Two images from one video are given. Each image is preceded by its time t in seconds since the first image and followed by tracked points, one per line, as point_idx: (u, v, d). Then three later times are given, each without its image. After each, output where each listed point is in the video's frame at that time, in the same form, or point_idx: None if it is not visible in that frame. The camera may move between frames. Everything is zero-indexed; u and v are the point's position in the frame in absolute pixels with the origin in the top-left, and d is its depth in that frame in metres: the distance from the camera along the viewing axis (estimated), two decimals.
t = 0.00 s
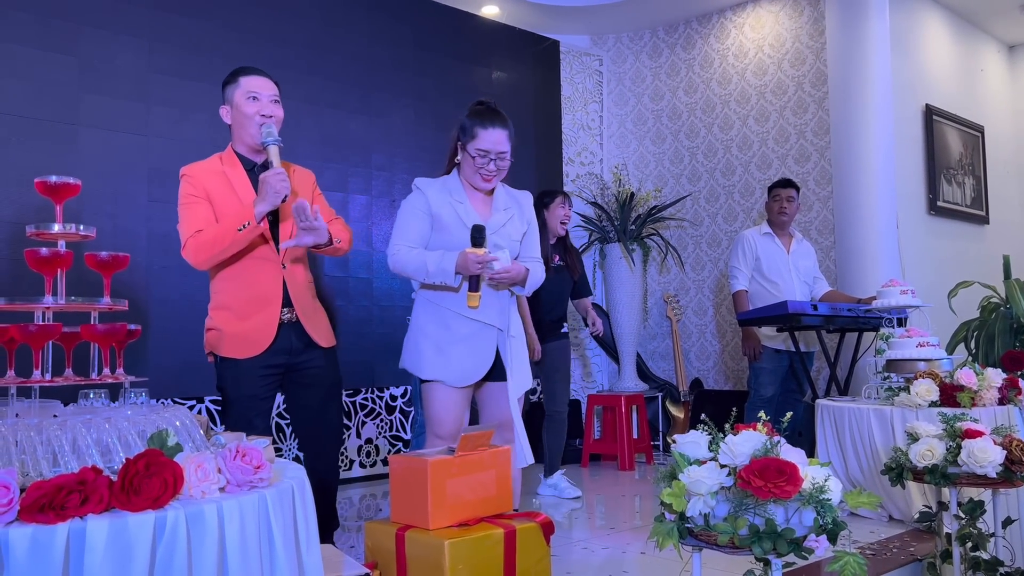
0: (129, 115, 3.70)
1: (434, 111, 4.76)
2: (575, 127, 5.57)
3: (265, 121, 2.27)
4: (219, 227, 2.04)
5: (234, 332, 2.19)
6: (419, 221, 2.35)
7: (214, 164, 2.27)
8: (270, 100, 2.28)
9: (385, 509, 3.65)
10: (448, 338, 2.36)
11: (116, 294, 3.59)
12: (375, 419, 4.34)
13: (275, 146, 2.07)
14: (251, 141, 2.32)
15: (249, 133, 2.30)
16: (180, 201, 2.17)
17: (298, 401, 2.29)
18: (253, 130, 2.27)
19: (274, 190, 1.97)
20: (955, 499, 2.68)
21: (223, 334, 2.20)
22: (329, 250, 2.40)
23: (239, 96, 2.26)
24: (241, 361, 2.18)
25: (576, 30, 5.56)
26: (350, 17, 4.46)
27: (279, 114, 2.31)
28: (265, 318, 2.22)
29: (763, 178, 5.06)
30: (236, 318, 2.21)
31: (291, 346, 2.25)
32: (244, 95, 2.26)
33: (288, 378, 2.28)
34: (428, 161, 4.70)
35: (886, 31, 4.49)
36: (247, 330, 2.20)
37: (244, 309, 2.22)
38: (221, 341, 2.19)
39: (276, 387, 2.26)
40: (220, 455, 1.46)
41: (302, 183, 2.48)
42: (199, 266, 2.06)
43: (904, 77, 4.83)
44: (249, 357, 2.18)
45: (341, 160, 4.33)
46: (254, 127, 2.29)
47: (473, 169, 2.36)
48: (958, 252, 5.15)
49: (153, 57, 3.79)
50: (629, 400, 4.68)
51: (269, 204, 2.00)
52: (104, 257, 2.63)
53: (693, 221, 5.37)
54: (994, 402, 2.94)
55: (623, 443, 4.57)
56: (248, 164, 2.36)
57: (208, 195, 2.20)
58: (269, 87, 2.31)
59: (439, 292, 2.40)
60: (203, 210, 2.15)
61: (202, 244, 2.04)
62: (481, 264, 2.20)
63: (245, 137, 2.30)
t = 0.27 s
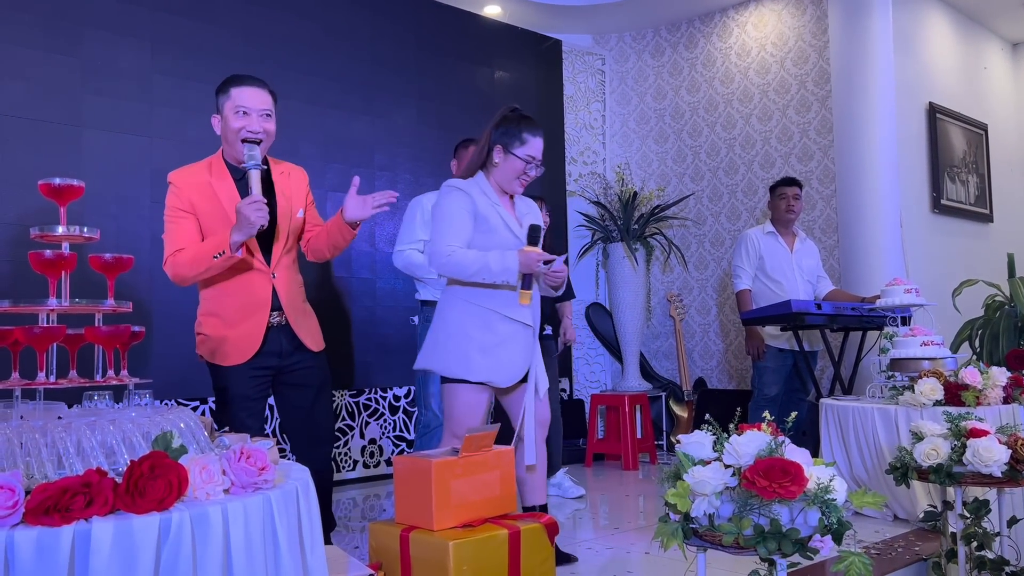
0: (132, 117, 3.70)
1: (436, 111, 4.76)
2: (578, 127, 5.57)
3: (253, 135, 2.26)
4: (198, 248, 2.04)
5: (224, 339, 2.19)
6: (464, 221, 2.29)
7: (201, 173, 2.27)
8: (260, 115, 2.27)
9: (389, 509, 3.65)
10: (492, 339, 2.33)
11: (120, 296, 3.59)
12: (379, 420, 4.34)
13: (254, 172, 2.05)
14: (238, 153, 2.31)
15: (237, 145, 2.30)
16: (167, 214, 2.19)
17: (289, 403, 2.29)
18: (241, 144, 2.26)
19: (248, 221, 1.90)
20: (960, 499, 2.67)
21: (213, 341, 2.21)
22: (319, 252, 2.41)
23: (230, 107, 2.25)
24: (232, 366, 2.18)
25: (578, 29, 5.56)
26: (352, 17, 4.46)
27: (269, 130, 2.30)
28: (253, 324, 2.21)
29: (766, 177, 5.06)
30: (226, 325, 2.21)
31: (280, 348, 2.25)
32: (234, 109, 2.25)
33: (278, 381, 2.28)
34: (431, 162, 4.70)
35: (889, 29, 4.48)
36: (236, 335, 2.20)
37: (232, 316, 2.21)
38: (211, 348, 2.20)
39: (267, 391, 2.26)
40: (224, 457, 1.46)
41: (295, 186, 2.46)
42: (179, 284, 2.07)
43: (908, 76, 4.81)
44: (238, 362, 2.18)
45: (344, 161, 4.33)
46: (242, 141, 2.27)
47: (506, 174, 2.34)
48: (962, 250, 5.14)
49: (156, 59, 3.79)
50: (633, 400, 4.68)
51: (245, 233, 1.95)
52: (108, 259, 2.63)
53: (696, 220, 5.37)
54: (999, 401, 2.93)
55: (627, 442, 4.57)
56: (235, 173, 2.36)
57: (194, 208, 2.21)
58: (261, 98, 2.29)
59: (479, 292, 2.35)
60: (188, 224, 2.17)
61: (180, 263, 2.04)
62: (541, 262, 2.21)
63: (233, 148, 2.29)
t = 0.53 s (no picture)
0: (137, 119, 3.71)
1: (440, 112, 4.77)
2: (582, 126, 5.57)
3: (263, 138, 2.29)
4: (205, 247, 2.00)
5: (228, 340, 2.19)
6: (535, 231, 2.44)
7: (210, 174, 2.28)
8: (270, 118, 2.30)
9: (394, 509, 3.65)
10: (562, 343, 2.45)
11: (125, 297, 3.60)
12: (384, 420, 4.35)
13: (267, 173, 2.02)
14: (248, 154, 2.34)
15: (246, 147, 2.33)
16: (174, 212, 2.17)
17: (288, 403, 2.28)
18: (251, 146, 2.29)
19: (262, 221, 1.90)
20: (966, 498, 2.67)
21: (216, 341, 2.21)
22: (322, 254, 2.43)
23: (240, 110, 2.27)
24: (236, 367, 2.18)
25: (581, 28, 5.55)
26: (356, 18, 4.46)
27: (279, 132, 2.33)
28: (258, 327, 2.22)
29: (770, 176, 5.05)
30: (230, 326, 2.21)
31: (283, 351, 2.25)
32: (245, 111, 2.27)
33: (279, 382, 2.28)
34: (434, 162, 4.71)
35: (893, 27, 4.47)
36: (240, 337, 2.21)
37: (237, 318, 2.21)
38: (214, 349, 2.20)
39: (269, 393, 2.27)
40: (229, 458, 1.47)
41: (297, 189, 2.48)
42: (184, 283, 2.04)
43: (912, 73, 4.80)
44: (242, 364, 2.19)
45: (348, 161, 4.33)
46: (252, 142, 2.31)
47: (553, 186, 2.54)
48: (967, 249, 5.12)
49: (160, 61, 3.80)
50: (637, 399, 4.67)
51: (257, 233, 1.94)
52: (113, 261, 2.63)
53: (700, 219, 5.36)
54: (1005, 399, 2.92)
55: (632, 442, 4.57)
56: (244, 173, 2.39)
57: (201, 208, 2.21)
58: (271, 100, 2.31)
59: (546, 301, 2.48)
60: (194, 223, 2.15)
61: (187, 263, 2.01)
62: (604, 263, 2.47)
63: (243, 150, 2.32)
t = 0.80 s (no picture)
0: (139, 120, 3.72)
1: (442, 111, 4.77)
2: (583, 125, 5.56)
3: (277, 135, 2.30)
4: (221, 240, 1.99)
5: (238, 339, 2.19)
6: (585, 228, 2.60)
7: (224, 169, 2.28)
8: (285, 115, 2.30)
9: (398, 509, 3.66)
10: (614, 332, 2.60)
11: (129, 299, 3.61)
12: (387, 420, 4.35)
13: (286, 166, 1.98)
14: (262, 151, 2.35)
15: (260, 144, 2.33)
16: (187, 205, 2.15)
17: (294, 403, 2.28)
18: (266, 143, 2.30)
19: (282, 212, 1.90)
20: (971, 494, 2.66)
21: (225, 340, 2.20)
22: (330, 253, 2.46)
23: (255, 107, 2.28)
24: (244, 368, 2.18)
25: (582, 27, 5.55)
26: (358, 18, 4.47)
27: (292, 129, 2.33)
28: (268, 327, 2.22)
29: (772, 174, 5.04)
30: (240, 325, 2.21)
31: (292, 351, 2.26)
32: (259, 108, 2.27)
33: (285, 383, 2.28)
34: (437, 161, 4.71)
35: (895, 24, 4.46)
36: (249, 336, 2.20)
37: (247, 317, 2.21)
38: (223, 348, 2.19)
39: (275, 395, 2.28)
40: (233, 458, 1.47)
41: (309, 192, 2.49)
42: (198, 276, 2.03)
43: (914, 70, 4.79)
44: (251, 364, 2.18)
45: (350, 161, 4.34)
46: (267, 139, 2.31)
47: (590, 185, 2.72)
48: (970, 245, 5.11)
49: (162, 63, 3.80)
50: (641, 398, 4.67)
51: (275, 225, 1.93)
52: (116, 261, 2.63)
53: (702, 217, 5.35)
54: (1008, 395, 2.92)
55: (635, 441, 4.57)
56: (258, 171, 2.39)
57: (217, 203, 2.21)
58: (286, 99, 2.32)
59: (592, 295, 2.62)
60: (209, 217, 2.15)
61: (203, 256, 2.00)
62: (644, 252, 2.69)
63: (257, 147, 2.32)
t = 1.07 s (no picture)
0: (129, 123, 3.70)
1: (433, 111, 4.75)
2: (575, 123, 5.55)
3: (291, 136, 2.30)
4: (240, 240, 1.98)
5: (249, 341, 2.16)
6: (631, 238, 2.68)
7: (238, 172, 2.27)
8: (299, 116, 2.31)
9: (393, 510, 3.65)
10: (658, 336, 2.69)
11: (120, 303, 3.59)
12: (382, 421, 4.34)
13: (301, 168, 2.05)
14: (275, 153, 2.34)
15: (274, 146, 2.32)
16: (201, 206, 2.13)
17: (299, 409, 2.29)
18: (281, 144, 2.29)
19: (302, 211, 1.90)
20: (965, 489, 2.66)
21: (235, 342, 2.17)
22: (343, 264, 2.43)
23: (268, 109, 2.28)
24: (256, 369, 2.15)
25: (574, 25, 5.53)
26: (349, 18, 4.45)
27: (305, 130, 2.34)
28: (280, 330, 2.19)
29: (765, 169, 5.04)
30: (250, 327, 2.18)
31: (303, 356, 2.25)
32: (274, 109, 2.28)
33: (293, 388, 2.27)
34: (429, 161, 4.70)
35: (885, 18, 4.46)
36: (261, 338, 2.18)
37: (260, 318, 2.18)
38: (233, 348, 2.15)
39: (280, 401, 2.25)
40: (221, 465, 1.45)
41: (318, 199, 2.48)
42: (215, 277, 2.01)
43: (905, 64, 4.79)
44: (262, 365, 2.15)
45: (342, 162, 4.32)
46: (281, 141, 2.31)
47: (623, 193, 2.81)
48: (963, 239, 5.12)
49: (151, 65, 3.78)
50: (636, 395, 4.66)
51: (293, 224, 1.92)
52: (102, 267, 2.61)
53: (696, 214, 5.35)
54: (1002, 389, 2.92)
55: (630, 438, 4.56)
56: (270, 174, 2.37)
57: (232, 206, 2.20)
58: (297, 101, 2.33)
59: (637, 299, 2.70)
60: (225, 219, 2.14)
61: (222, 255, 1.98)
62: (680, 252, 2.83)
63: (271, 149, 2.31)
